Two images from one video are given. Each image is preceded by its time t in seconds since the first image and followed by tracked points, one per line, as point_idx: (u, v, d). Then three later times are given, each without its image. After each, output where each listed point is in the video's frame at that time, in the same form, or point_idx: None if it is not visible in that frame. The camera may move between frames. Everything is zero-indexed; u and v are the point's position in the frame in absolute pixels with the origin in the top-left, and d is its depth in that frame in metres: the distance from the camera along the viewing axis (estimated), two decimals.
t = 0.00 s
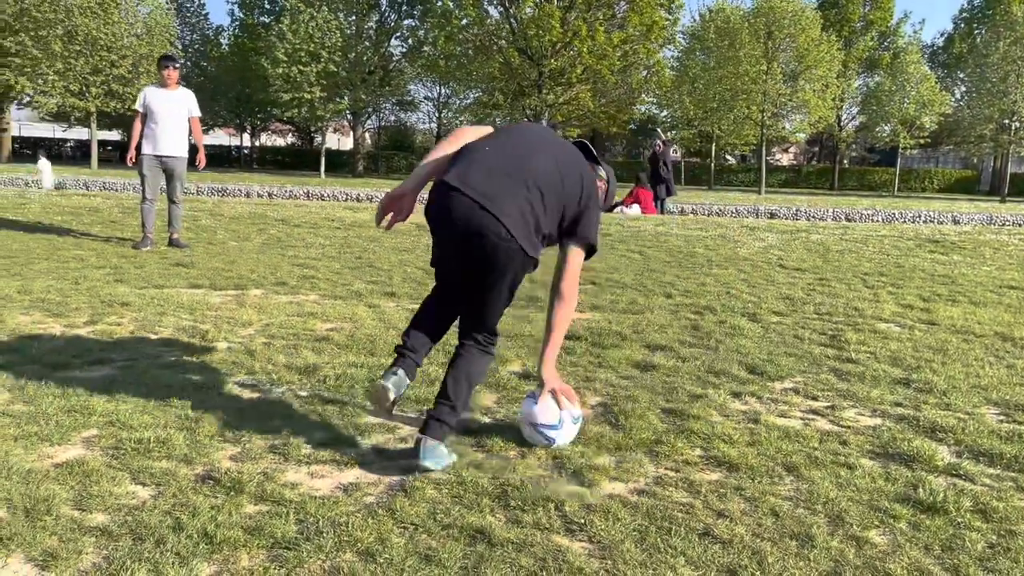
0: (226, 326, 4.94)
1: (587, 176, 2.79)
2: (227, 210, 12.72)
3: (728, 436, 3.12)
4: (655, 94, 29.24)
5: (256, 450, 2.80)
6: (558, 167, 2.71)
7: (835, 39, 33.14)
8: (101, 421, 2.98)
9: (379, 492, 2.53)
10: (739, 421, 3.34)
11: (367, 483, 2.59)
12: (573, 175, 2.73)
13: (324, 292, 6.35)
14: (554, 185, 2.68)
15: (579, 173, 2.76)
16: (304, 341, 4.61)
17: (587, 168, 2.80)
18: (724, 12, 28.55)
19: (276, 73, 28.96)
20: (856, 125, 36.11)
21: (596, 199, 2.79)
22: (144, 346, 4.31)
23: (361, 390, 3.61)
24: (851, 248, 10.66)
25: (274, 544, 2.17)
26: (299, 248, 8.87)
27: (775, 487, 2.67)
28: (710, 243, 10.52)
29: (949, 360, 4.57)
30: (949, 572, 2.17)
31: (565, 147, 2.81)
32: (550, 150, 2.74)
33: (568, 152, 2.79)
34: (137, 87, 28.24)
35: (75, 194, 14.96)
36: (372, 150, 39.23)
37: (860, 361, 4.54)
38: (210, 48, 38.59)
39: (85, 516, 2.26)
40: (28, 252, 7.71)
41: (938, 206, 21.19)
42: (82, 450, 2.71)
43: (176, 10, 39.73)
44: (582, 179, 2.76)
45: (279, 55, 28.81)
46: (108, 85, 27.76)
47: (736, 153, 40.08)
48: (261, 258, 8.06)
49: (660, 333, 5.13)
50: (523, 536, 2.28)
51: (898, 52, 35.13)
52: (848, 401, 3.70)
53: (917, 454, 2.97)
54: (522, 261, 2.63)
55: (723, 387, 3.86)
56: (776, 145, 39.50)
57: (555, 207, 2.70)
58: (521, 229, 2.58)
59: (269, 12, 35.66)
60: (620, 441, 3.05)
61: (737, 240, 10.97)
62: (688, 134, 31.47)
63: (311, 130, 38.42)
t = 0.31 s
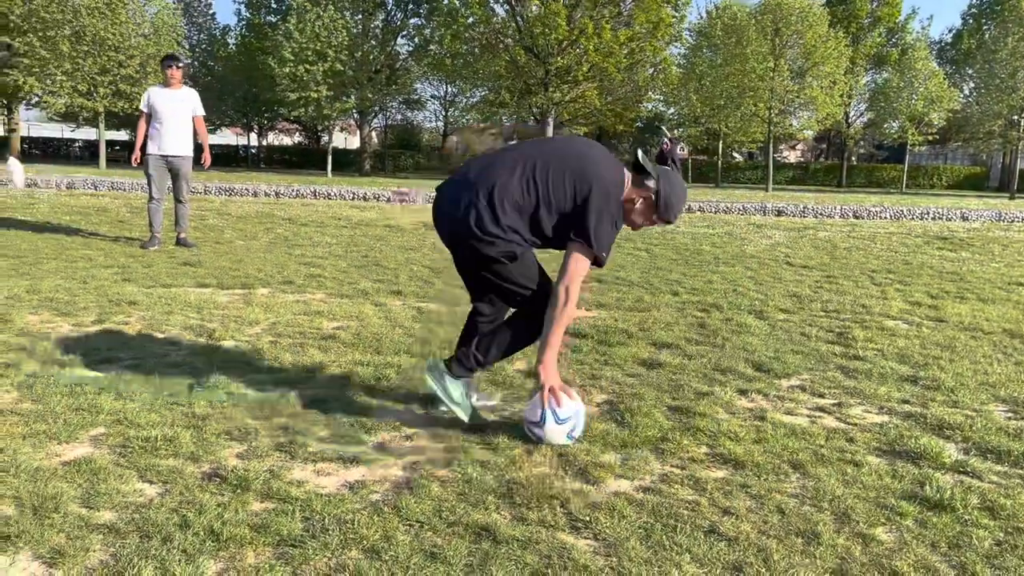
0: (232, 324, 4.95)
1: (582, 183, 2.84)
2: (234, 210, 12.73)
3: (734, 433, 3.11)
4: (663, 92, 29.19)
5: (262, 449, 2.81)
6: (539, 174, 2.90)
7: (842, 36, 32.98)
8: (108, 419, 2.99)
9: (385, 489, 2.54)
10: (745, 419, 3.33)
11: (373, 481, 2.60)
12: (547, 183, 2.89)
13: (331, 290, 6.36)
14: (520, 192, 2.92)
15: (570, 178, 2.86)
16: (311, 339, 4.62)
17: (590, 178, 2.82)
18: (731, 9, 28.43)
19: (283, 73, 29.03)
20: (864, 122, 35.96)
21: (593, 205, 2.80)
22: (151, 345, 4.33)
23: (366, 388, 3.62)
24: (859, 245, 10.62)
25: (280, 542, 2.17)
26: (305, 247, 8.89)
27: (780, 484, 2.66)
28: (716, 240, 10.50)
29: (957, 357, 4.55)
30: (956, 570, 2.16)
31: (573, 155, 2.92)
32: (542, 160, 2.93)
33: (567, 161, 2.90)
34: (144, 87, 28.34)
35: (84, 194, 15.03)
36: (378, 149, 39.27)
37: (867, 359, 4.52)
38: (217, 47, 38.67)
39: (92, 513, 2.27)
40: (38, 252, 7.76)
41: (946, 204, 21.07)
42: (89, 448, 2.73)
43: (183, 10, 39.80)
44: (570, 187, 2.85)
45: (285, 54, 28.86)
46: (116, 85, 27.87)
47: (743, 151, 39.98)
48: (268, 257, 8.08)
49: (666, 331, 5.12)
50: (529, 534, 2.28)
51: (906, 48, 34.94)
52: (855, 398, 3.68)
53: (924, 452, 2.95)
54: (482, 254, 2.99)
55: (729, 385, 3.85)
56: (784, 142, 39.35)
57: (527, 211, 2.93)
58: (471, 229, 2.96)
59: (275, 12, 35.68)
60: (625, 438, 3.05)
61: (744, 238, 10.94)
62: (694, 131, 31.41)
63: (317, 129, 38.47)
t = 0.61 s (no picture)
0: (237, 324, 4.97)
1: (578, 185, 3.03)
2: (238, 209, 12.73)
3: (739, 431, 3.11)
4: (667, 89, 29.14)
5: (266, 448, 2.81)
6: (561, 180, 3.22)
7: (847, 32, 32.84)
8: (112, 418, 3.00)
9: (388, 488, 2.54)
10: (749, 417, 3.33)
11: (377, 479, 2.60)
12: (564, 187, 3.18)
13: (335, 289, 6.37)
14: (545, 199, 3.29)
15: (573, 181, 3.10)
16: (314, 338, 4.62)
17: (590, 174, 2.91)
18: (736, 5, 28.33)
19: (287, 72, 29.06)
20: (869, 119, 35.83)
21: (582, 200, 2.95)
22: (156, 345, 4.34)
23: (373, 386, 3.64)
24: (864, 242, 10.59)
25: (283, 540, 2.18)
26: (309, 246, 8.90)
27: (783, 482, 2.66)
28: (721, 238, 10.48)
29: (962, 354, 4.54)
30: (961, 569, 2.15)
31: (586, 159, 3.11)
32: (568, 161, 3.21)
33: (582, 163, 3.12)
34: (148, 87, 28.39)
35: (88, 194, 15.09)
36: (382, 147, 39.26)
37: (871, 356, 4.51)
38: (221, 46, 38.69)
39: (96, 512, 2.27)
40: (44, 251, 7.79)
41: (951, 200, 20.96)
42: (93, 447, 2.73)
43: (187, 9, 39.85)
44: (574, 188, 3.07)
45: (289, 53, 28.88)
46: (120, 85, 27.92)
47: (748, 149, 39.87)
48: (272, 256, 8.10)
49: (671, 329, 5.11)
50: (532, 532, 2.28)
51: (912, 45, 34.78)
52: (860, 396, 3.67)
53: (929, 450, 2.94)
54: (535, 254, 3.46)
55: (734, 383, 3.84)
56: (788, 139, 39.21)
57: (552, 214, 3.29)
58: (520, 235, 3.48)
59: (279, 11, 35.68)
60: (630, 437, 3.05)
61: (748, 236, 10.92)
62: (699, 129, 31.32)
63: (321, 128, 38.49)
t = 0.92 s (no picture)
0: (240, 322, 4.98)
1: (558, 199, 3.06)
2: (241, 208, 12.75)
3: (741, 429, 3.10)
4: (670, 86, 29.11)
5: (268, 445, 2.82)
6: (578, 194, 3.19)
7: (851, 29, 32.79)
8: (116, 417, 3.00)
9: (391, 486, 2.55)
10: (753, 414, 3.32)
11: (379, 477, 2.61)
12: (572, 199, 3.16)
13: (338, 288, 6.38)
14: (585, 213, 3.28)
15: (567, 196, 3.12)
16: (317, 336, 4.63)
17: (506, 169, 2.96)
18: (739, 3, 28.26)
19: (289, 71, 29.08)
20: (873, 116, 35.78)
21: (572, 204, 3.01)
22: (159, 343, 4.35)
23: (377, 385, 3.64)
24: (868, 240, 10.56)
25: (286, 538, 2.18)
26: (313, 245, 8.90)
27: (787, 480, 2.65)
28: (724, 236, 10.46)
29: (966, 352, 4.53)
30: (964, 566, 2.15)
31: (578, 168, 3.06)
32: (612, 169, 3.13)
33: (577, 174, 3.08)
34: (151, 86, 28.42)
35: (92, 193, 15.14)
36: (385, 146, 39.28)
37: (875, 354, 4.50)
38: (223, 45, 38.73)
39: (100, 511, 2.28)
40: (49, 251, 7.81)
41: (955, 197, 20.92)
42: (98, 445, 2.75)
43: (190, 9, 39.89)
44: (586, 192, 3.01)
45: (292, 52, 28.91)
46: (123, 85, 27.96)
47: (751, 146, 39.84)
48: (275, 255, 8.10)
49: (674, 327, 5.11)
50: (534, 530, 2.28)
51: (916, 42, 34.71)
52: (863, 393, 3.67)
53: (932, 447, 2.94)
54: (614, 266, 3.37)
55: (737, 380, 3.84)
56: (792, 137, 39.15)
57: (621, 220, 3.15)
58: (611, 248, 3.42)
59: (282, 10, 35.66)
60: (634, 435, 3.05)
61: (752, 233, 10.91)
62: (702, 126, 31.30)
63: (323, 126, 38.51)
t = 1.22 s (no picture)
0: (242, 321, 4.99)
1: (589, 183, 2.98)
2: (244, 207, 12.77)
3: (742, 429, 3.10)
4: (671, 85, 29.12)
5: (270, 445, 2.82)
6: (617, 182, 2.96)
7: (853, 29, 32.77)
8: (118, 416, 3.01)
9: (392, 485, 2.55)
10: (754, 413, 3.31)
11: (381, 476, 2.61)
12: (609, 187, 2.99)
13: (340, 287, 6.38)
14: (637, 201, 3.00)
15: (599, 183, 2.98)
16: (319, 336, 4.64)
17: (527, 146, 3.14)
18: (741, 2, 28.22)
19: (291, 71, 29.09)
20: (875, 114, 35.78)
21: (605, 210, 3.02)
22: (161, 343, 4.35)
23: (379, 384, 3.64)
24: (870, 239, 10.54)
25: (288, 537, 2.18)
26: (314, 245, 8.90)
27: (789, 479, 2.65)
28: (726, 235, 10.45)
29: (968, 351, 4.52)
30: (965, 564, 2.15)
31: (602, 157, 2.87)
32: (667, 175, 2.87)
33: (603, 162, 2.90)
34: (154, 86, 28.46)
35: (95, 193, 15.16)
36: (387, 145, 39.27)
37: (877, 353, 4.50)
38: (225, 45, 38.76)
39: (102, 510, 2.29)
40: (51, 250, 7.83)
41: (957, 196, 20.88)
42: (100, 444, 2.75)
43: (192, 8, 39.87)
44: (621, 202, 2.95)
45: (294, 52, 28.91)
46: (126, 84, 28.01)
47: (752, 145, 39.82)
48: (277, 254, 8.09)
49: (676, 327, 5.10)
50: (536, 528, 2.28)
51: (918, 41, 34.67)
52: (865, 393, 3.66)
53: (934, 446, 2.93)
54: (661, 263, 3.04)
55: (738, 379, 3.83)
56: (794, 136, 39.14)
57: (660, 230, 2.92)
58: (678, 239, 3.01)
59: (284, 10, 35.67)
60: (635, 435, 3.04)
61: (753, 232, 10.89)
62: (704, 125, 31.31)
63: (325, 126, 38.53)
